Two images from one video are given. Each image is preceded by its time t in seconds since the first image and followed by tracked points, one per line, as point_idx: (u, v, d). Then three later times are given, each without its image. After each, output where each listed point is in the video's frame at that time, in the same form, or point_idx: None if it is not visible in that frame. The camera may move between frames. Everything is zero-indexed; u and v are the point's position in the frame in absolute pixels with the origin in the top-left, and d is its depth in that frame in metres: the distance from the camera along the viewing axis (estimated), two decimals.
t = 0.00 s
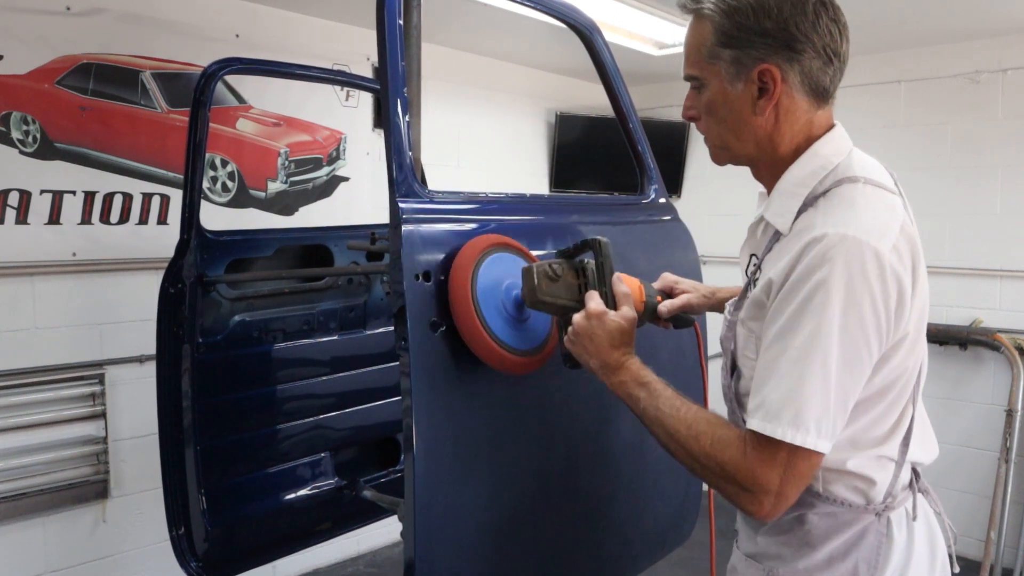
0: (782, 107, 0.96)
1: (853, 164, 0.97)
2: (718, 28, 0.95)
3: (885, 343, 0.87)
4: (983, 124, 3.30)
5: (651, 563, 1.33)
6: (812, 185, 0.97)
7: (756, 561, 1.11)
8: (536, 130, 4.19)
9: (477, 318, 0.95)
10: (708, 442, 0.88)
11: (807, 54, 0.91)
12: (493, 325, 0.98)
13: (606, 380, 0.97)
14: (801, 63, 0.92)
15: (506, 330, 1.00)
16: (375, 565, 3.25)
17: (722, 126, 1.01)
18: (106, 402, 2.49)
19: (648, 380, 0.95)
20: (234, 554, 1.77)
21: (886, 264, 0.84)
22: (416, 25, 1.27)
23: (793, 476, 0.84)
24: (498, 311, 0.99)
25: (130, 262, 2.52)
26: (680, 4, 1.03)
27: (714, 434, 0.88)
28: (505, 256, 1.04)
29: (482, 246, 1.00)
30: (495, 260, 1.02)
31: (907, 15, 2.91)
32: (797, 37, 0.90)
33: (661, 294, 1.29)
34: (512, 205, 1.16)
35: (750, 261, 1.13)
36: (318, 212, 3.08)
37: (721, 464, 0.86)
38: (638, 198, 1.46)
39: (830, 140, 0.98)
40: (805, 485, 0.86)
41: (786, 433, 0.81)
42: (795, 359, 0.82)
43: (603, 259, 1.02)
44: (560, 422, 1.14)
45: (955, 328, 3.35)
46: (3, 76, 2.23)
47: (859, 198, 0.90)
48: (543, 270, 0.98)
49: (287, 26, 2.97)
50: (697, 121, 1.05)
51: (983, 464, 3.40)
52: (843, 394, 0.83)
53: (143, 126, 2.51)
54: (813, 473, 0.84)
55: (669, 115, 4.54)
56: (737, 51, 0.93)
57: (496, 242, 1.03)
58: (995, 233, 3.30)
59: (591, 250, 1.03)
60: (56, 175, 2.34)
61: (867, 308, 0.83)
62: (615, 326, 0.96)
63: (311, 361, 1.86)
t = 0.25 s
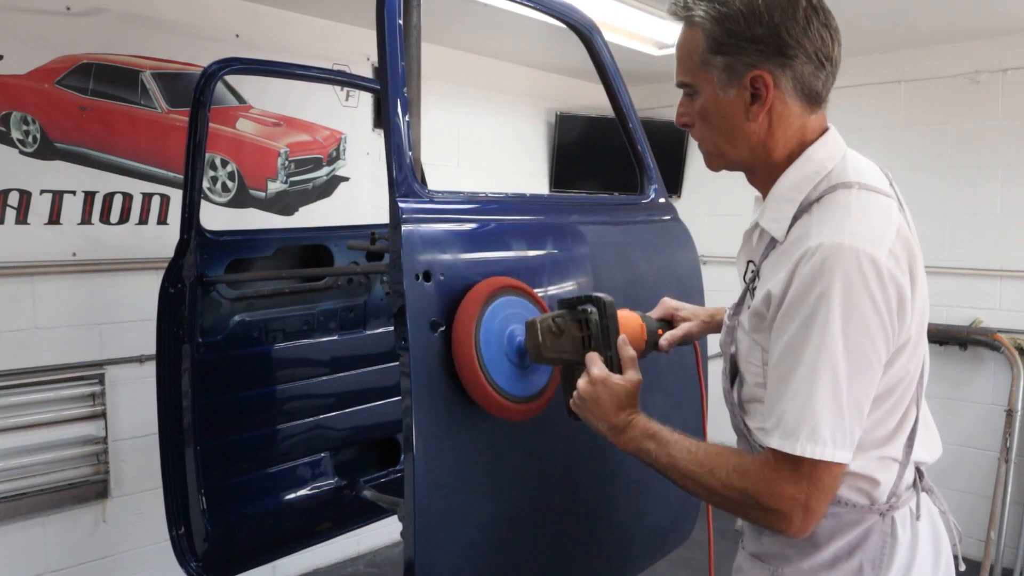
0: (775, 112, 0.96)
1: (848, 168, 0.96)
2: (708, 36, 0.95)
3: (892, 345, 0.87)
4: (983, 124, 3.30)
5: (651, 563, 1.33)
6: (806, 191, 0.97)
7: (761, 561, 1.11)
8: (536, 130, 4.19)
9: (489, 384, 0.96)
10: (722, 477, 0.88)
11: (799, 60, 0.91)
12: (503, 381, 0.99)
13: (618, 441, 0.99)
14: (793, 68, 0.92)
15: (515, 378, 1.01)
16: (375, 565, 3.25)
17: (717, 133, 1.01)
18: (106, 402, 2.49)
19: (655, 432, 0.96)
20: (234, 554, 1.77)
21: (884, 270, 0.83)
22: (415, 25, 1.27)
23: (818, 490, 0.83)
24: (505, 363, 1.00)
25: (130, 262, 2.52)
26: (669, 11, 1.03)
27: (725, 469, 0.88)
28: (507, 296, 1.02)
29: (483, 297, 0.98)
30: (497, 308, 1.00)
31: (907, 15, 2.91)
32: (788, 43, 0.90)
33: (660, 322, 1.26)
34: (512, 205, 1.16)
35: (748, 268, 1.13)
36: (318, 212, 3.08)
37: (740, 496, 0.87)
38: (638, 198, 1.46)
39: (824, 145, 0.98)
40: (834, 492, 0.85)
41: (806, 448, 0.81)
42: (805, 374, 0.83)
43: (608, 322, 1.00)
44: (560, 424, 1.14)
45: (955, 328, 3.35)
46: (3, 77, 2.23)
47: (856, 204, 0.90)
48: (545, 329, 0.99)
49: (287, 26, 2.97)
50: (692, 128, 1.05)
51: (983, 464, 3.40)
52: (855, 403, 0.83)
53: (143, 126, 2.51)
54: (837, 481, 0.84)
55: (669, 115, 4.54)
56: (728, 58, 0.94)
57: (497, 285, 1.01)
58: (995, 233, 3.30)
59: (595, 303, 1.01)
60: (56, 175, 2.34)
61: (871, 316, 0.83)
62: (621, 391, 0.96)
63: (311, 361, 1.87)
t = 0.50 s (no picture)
0: (782, 114, 0.96)
1: (854, 172, 0.96)
2: (715, 37, 0.95)
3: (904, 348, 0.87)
4: (984, 124, 3.30)
5: (651, 563, 1.33)
6: (812, 195, 0.97)
7: (762, 560, 1.10)
8: (536, 130, 4.19)
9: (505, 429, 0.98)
10: (741, 497, 0.89)
11: (806, 61, 0.91)
12: (516, 421, 1.01)
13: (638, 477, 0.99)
14: (800, 70, 0.92)
15: (527, 413, 1.03)
16: (375, 565, 3.25)
17: (723, 135, 1.01)
18: (106, 402, 2.49)
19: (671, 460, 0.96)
20: (234, 555, 1.77)
21: (892, 277, 0.83)
22: (415, 25, 1.27)
23: (840, 497, 0.84)
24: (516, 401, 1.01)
25: (130, 262, 2.52)
26: (675, 13, 1.03)
27: (741, 489, 0.89)
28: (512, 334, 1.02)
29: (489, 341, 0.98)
30: (504, 348, 1.00)
31: (907, 15, 2.91)
32: (795, 44, 0.90)
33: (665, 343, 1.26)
34: (512, 205, 1.16)
35: (751, 271, 1.13)
36: (318, 212, 3.08)
37: (763, 516, 0.87)
38: (638, 198, 1.46)
39: (830, 148, 0.98)
40: (854, 498, 0.86)
41: (821, 456, 0.82)
42: (815, 383, 0.83)
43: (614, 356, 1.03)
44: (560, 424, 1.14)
45: (955, 327, 3.35)
46: (3, 77, 2.23)
47: (863, 211, 0.90)
48: (556, 370, 0.99)
49: (287, 26, 2.97)
50: (698, 130, 1.05)
51: (984, 464, 3.40)
52: (868, 409, 0.83)
53: (143, 126, 2.51)
54: (855, 487, 0.84)
55: (669, 115, 4.54)
56: (735, 59, 0.94)
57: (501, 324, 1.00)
58: (996, 233, 3.30)
59: (602, 341, 1.04)
60: (56, 175, 2.34)
61: (880, 323, 0.82)
62: (634, 428, 0.98)
63: (311, 361, 1.87)
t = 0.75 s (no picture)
0: (796, 110, 0.96)
1: (865, 171, 0.97)
2: (733, 32, 0.95)
3: (906, 346, 0.87)
4: (984, 124, 3.30)
5: (651, 563, 1.33)
6: (823, 192, 0.98)
7: (762, 558, 1.10)
8: (536, 130, 4.19)
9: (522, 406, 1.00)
10: (741, 474, 0.89)
11: (822, 57, 0.91)
12: (532, 394, 1.03)
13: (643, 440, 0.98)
14: (816, 66, 0.92)
15: (538, 385, 1.04)
16: (375, 565, 3.25)
17: (737, 130, 1.01)
18: (106, 402, 2.49)
19: (679, 428, 0.96)
20: (234, 555, 1.77)
21: (899, 273, 0.84)
22: (415, 25, 1.27)
23: (835, 490, 0.84)
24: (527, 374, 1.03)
25: (130, 262, 2.52)
26: (693, 7, 1.03)
27: (745, 466, 0.89)
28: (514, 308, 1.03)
29: (493, 322, 0.98)
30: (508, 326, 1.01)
31: (907, 15, 2.91)
32: (813, 40, 0.90)
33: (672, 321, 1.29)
34: (512, 205, 1.16)
35: (759, 265, 1.13)
36: (318, 212, 3.08)
37: (759, 495, 0.87)
38: (639, 198, 1.46)
39: (842, 146, 0.99)
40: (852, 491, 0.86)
41: (818, 448, 0.82)
42: (818, 376, 0.83)
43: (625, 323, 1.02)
44: (560, 424, 1.14)
45: (955, 327, 3.35)
46: (3, 77, 2.23)
47: (873, 206, 0.91)
48: (564, 334, 1.01)
49: (287, 26, 2.97)
50: (711, 125, 1.05)
51: (984, 464, 3.40)
52: (871, 404, 0.84)
53: (143, 126, 2.51)
54: (853, 485, 0.85)
55: (669, 115, 4.54)
56: (752, 54, 0.94)
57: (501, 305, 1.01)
58: (996, 234, 3.30)
59: (610, 308, 1.04)
60: (56, 175, 2.34)
61: (887, 318, 0.83)
62: (643, 389, 0.97)
63: (311, 361, 1.86)
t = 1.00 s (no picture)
0: (804, 103, 0.97)
1: (869, 166, 0.98)
2: (744, 23, 0.95)
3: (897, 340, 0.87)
4: (984, 124, 3.30)
5: (651, 563, 1.33)
6: (828, 182, 0.99)
7: (760, 557, 1.10)
8: (536, 130, 4.19)
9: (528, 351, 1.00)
10: (725, 433, 0.88)
11: (831, 51, 0.92)
12: (537, 343, 1.03)
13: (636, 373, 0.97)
14: (825, 60, 0.92)
15: (541, 334, 1.04)
16: (375, 565, 3.25)
17: (744, 121, 1.01)
18: (106, 402, 2.49)
19: (674, 376, 0.94)
20: (234, 555, 1.77)
21: (896, 263, 0.84)
22: (415, 25, 1.27)
23: (807, 472, 0.84)
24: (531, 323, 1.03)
25: (130, 262, 2.52)
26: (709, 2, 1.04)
27: (733, 428, 0.88)
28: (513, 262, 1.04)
29: (492, 274, 0.99)
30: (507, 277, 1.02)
31: (907, 15, 2.91)
32: (822, 34, 0.91)
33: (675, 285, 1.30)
34: (512, 205, 1.16)
35: (762, 256, 1.13)
36: (318, 212, 3.08)
37: (735, 457, 0.87)
38: (639, 198, 1.46)
39: (848, 140, 0.99)
40: (821, 479, 0.86)
41: (797, 427, 0.82)
42: (805, 355, 0.83)
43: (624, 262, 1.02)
44: (559, 424, 1.14)
45: (955, 327, 3.35)
46: (3, 77, 2.23)
47: (875, 198, 0.92)
48: (564, 275, 1.00)
49: (287, 26, 2.97)
50: (719, 117, 1.05)
51: (984, 464, 3.40)
52: (854, 391, 0.84)
53: (144, 126, 2.51)
54: (824, 475, 0.85)
55: (669, 115, 4.54)
56: (762, 45, 0.94)
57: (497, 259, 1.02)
58: (996, 234, 3.30)
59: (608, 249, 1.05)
60: (56, 175, 2.34)
61: (880, 306, 0.83)
62: (642, 318, 0.95)
63: (311, 361, 1.86)
